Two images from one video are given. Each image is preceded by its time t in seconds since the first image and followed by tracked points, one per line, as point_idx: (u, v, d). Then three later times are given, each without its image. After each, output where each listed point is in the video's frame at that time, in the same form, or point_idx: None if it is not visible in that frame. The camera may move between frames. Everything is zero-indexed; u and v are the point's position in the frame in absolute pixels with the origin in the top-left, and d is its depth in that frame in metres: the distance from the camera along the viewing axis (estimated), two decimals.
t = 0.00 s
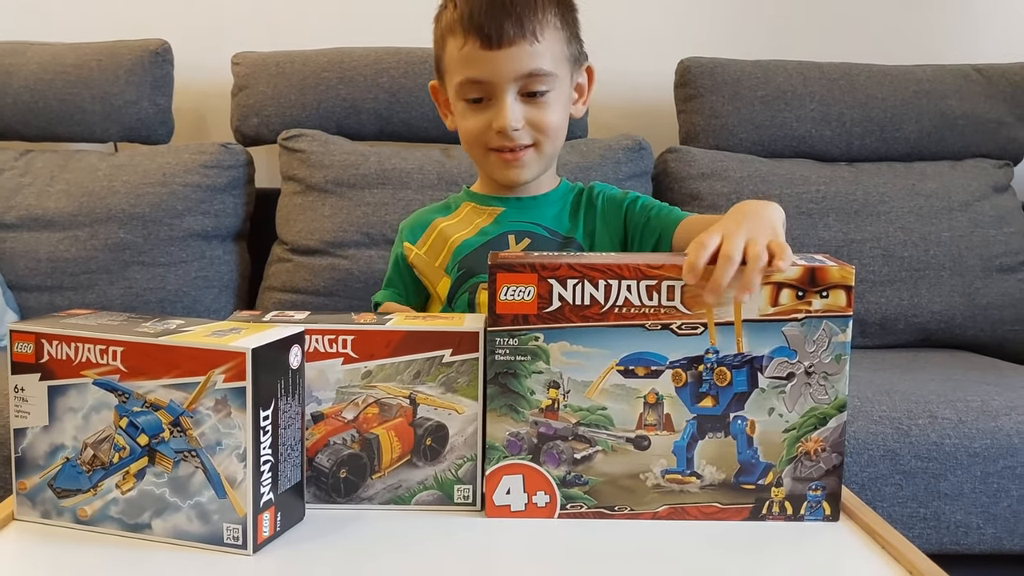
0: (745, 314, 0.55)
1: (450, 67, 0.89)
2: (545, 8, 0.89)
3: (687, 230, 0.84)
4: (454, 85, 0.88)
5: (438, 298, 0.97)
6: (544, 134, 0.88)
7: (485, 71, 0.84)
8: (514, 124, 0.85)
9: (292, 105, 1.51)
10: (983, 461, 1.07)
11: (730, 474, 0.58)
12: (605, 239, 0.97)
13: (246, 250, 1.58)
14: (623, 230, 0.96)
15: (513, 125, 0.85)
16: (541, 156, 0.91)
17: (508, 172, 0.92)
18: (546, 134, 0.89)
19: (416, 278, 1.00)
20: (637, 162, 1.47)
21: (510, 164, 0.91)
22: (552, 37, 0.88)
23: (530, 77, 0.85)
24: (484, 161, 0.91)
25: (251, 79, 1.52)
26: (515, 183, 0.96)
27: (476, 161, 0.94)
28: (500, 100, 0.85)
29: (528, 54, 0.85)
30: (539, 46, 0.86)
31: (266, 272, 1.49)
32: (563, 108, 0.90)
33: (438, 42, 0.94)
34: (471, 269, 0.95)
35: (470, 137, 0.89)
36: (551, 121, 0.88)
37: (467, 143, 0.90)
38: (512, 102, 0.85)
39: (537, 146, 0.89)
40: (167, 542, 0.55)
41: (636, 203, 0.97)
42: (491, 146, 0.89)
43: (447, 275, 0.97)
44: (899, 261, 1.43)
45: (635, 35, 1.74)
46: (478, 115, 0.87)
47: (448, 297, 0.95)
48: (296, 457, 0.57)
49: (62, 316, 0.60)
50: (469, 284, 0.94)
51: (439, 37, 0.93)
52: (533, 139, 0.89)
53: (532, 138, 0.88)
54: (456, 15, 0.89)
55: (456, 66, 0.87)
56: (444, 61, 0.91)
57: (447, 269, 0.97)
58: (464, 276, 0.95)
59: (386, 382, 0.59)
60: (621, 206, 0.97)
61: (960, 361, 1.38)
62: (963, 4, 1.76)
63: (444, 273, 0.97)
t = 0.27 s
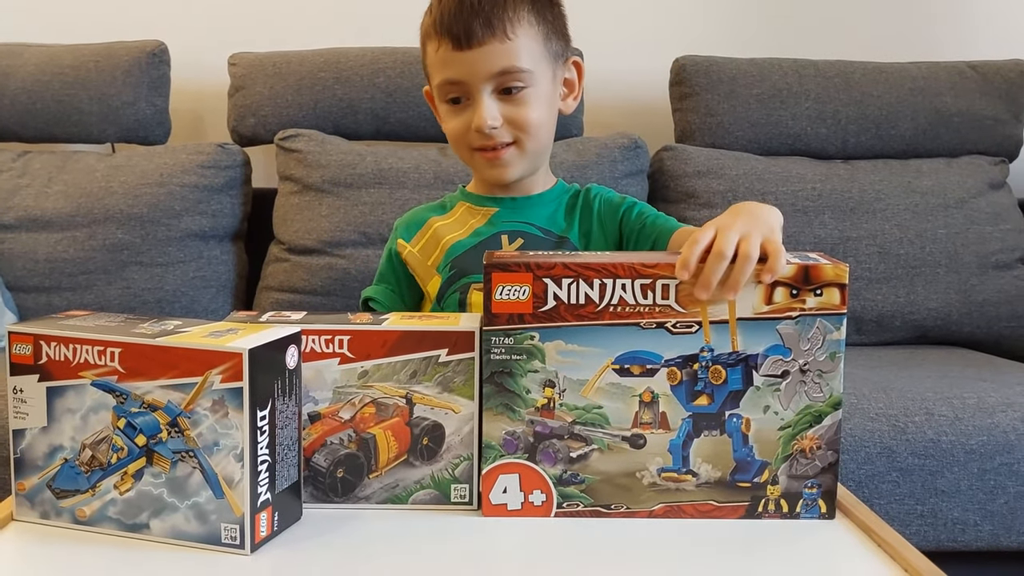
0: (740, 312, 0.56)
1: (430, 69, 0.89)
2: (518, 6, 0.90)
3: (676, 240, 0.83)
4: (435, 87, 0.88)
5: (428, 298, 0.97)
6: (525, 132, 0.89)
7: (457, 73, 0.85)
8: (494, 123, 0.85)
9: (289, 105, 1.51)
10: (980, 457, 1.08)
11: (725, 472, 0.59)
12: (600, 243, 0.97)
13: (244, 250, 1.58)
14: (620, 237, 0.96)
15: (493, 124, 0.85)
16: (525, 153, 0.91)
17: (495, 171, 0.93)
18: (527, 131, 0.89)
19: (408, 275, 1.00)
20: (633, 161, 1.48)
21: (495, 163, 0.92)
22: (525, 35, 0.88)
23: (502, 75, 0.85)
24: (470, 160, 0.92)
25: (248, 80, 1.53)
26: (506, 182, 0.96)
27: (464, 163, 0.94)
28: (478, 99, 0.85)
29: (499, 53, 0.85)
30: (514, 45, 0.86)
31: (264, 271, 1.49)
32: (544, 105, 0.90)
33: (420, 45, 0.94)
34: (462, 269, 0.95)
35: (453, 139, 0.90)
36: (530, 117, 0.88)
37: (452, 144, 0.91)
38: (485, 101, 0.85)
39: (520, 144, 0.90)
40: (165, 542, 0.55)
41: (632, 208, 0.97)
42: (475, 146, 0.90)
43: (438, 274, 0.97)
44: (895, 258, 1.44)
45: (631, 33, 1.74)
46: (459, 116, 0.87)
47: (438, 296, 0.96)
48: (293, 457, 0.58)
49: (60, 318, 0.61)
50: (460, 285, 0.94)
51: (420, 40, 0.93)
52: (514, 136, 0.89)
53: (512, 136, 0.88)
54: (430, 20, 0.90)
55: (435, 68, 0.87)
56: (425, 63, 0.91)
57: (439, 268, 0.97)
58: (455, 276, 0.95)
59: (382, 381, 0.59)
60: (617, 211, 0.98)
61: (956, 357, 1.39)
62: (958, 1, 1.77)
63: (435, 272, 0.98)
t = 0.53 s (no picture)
0: (740, 312, 0.56)
1: (426, 71, 0.89)
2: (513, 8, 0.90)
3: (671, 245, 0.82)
4: (432, 89, 0.88)
5: (420, 296, 0.97)
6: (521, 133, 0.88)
7: (452, 74, 0.85)
8: (490, 125, 0.85)
9: (287, 105, 1.51)
10: (978, 457, 1.08)
11: (727, 472, 0.58)
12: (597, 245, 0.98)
13: (242, 251, 1.58)
14: (617, 240, 0.97)
15: (489, 126, 0.85)
16: (521, 154, 0.91)
17: (492, 173, 0.93)
18: (523, 132, 0.89)
19: (404, 272, 1.00)
20: (632, 161, 1.48)
21: (492, 165, 0.91)
22: (520, 36, 0.88)
23: (497, 76, 0.85)
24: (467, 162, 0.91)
25: (246, 80, 1.53)
26: (503, 184, 0.96)
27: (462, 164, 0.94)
28: (474, 101, 0.85)
29: (494, 54, 0.85)
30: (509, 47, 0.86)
31: (262, 272, 1.49)
32: (540, 106, 0.90)
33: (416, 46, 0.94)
34: (463, 270, 0.95)
35: (449, 142, 0.90)
36: (525, 119, 0.88)
37: (448, 145, 0.91)
38: (481, 102, 0.85)
39: (516, 146, 0.90)
40: (163, 543, 0.55)
41: (630, 211, 0.98)
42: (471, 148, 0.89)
43: (436, 274, 0.97)
44: (894, 258, 1.44)
45: (629, 33, 1.74)
46: (455, 118, 0.87)
47: (436, 296, 0.96)
48: (291, 458, 0.58)
49: (57, 318, 0.61)
50: (462, 286, 0.94)
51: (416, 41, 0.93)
52: (509, 138, 0.89)
53: (507, 139, 0.88)
54: (426, 22, 0.90)
55: (431, 70, 0.87)
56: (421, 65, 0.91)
57: (437, 268, 0.97)
58: (456, 278, 0.95)
59: (380, 382, 0.59)
60: (615, 213, 0.98)
61: (954, 357, 1.39)
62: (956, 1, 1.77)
63: (433, 271, 0.98)
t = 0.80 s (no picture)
0: (740, 312, 0.56)
1: (428, 71, 0.89)
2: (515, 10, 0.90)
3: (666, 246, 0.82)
4: (433, 90, 0.88)
5: (418, 297, 0.97)
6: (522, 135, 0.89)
7: (455, 75, 0.85)
8: (492, 126, 0.85)
9: (284, 106, 1.51)
10: (974, 457, 1.08)
11: (727, 472, 0.59)
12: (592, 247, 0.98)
13: (239, 251, 1.58)
14: (612, 240, 0.97)
15: (491, 127, 0.85)
16: (521, 156, 0.91)
17: (492, 174, 0.93)
18: (524, 134, 0.89)
19: (400, 274, 1.00)
20: (629, 161, 1.48)
21: (492, 166, 0.92)
22: (522, 38, 0.88)
23: (500, 79, 0.85)
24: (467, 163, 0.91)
25: (244, 81, 1.53)
26: (502, 185, 0.96)
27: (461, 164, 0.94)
28: (476, 102, 0.85)
29: (497, 57, 0.85)
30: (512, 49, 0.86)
31: (259, 272, 1.49)
32: (541, 109, 0.90)
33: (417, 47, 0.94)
34: (460, 271, 0.95)
35: (449, 142, 0.90)
36: (526, 121, 0.88)
37: (449, 146, 0.91)
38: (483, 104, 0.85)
39: (517, 147, 0.90)
40: (158, 544, 0.55)
41: (625, 213, 0.98)
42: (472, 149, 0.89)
43: (433, 276, 0.97)
44: (890, 259, 1.44)
45: (627, 33, 1.74)
46: (457, 118, 0.87)
47: (432, 298, 0.96)
48: (286, 459, 0.58)
49: (53, 319, 0.61)
50: (459, 287, 0.95)
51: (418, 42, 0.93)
52: (510, 140, 0.89)
53: (508, 140, 0.88)
54: (429, 22, 0.90)
55: (433, 71, 0.87)
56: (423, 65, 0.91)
57: (433, 270, 0.97)
58: (453, 279, 0.95)
59: (377, 382, 0.59)
60: (610, 215, 0.99)
61: (950, 358, 1.39)
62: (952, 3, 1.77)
63: (429, 273, 0.98)
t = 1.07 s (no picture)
0: (737, 314, 0.56)
1: (428, 72, 0.89)
2: (517, 13, 0.90)
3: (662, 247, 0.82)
4: (434, 91, 0.87)
5: (415, 298, 0.97)
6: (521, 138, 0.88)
7: (457, 76, 0.84)
8: (494, 128, 0.85)
9: (283, 105, 1.51)
10: (971, 459, 1.08)
11: (723, 473, 0.59)
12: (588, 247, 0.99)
13: (237, 250, 1.57)
14: (608, 241, 0.97)
15: (493, 129, 0.85)
16: (519, 158, 0.91)
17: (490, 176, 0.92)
18: (523, 137, 0.89)
19: (397, 274, 1.00)
20: (627, 162, 1.48)
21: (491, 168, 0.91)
22: (524, 41, 0.88)
23: (502, 81, 0.85)
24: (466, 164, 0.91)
25: (242, 80, 1.52)
26: (499, 187, 0.96)
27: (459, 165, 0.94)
28: (478, 104, 0.84)
29: (500, 59, 0.85)
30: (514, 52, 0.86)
31: (257, 271, 1.49)
32: (541, 112, 0.90)
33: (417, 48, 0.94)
34: (457, 272, 0.96)
35: (449, 143, 0.89)
36: (526, 124, 0.88)
37: (448, 147, 0.90)
38: (485, 106, 0.84)
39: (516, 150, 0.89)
40: (155, 542, 0.55)
41: (623, 214, 0.98)
42: (472, 151, 0.89)
43: (430, 277, 0.97)
44: (888, 260, 1.44)
45: (625, 34, 1.74)
46: (457, 120, 0.86)
47: (430, 299, 0.96)
48: (284, 457, 0.58)
49: (52, 317, 0.61)
50: (456, 288, 0.95)
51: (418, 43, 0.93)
52: (510, 142, 0.88)
53: (508, 143, 0.88)
54: (431, 22, 0.89)
55: (434, 72, 0.87)
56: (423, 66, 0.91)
57: (430, 271, 0.97)
58: (450, 280, 0.96)
59: (374, 382, 0.59)
60: (607, 217, 0.98)
61: (947, 359, 1.39)
62: (950, 6, 1.78)
63: (427, 274, 0.98)
